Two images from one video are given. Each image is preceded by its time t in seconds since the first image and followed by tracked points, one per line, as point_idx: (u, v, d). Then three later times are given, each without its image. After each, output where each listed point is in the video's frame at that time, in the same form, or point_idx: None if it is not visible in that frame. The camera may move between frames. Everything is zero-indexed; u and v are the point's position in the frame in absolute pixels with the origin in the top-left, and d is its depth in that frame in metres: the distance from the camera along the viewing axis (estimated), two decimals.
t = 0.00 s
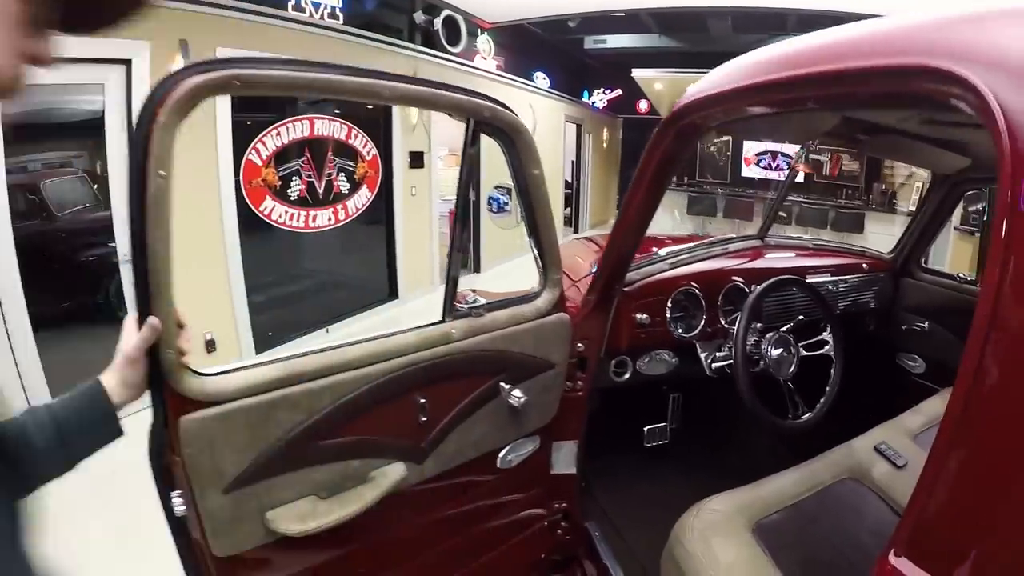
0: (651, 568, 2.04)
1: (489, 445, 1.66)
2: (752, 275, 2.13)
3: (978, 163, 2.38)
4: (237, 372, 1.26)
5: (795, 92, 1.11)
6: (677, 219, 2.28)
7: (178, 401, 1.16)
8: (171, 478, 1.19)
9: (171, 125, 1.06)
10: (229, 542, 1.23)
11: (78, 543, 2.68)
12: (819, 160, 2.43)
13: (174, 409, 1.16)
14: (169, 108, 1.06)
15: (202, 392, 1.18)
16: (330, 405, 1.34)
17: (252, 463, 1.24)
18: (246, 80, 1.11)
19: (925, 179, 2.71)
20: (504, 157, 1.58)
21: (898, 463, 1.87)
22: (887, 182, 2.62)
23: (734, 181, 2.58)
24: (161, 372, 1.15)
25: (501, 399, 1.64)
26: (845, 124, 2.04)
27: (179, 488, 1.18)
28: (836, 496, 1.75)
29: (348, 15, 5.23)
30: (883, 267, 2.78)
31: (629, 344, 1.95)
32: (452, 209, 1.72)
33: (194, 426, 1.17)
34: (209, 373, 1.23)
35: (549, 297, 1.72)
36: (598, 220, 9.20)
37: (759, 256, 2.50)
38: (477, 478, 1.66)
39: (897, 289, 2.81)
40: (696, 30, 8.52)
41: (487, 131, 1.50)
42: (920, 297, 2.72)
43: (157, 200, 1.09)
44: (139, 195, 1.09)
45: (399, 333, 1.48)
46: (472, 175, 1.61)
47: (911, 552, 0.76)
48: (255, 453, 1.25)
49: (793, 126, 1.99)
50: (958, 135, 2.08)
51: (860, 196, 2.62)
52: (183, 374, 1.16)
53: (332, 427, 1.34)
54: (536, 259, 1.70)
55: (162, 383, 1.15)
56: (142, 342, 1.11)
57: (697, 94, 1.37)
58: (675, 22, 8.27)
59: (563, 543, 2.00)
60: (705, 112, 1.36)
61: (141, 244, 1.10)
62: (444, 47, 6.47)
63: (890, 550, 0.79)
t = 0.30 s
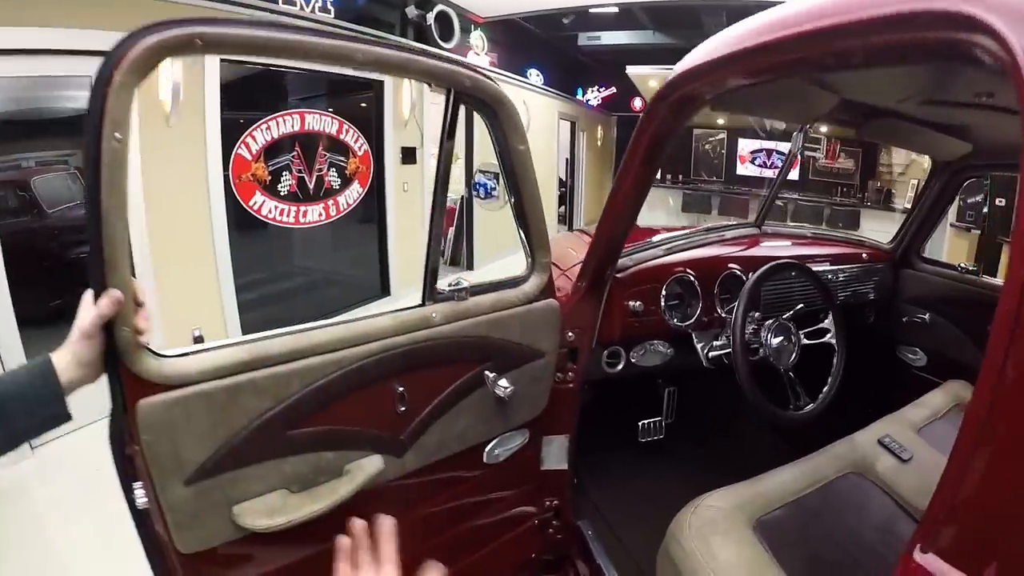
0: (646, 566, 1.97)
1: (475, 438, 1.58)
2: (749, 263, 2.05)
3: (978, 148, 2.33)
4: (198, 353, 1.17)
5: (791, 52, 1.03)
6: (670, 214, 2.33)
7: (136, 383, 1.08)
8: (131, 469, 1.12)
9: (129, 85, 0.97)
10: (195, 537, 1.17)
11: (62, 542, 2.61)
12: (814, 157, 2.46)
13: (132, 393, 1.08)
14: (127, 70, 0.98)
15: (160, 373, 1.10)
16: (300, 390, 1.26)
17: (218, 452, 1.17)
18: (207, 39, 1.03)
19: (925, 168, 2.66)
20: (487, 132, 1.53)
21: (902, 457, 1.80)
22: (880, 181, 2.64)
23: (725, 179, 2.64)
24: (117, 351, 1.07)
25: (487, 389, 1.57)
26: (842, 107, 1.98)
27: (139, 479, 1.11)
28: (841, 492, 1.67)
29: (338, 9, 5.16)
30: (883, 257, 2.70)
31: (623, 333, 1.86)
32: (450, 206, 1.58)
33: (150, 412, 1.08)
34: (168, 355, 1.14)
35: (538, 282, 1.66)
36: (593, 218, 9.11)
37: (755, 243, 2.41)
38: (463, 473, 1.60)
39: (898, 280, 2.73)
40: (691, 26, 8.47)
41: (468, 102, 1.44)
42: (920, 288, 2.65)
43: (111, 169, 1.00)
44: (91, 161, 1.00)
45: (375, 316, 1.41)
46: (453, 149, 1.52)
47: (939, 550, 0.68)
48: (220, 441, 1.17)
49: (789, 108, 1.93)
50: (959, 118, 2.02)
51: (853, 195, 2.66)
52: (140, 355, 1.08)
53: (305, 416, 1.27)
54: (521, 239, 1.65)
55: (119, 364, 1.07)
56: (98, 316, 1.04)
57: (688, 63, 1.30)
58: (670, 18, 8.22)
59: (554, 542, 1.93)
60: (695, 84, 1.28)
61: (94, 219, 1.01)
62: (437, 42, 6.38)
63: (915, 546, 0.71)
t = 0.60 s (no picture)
0: (644, 570, 1.89)
1: (462, 436, 1.51)
2: (751, 254, 1.96)
3: (984, 136, 2.26)
4: (161, 340, 1.11)
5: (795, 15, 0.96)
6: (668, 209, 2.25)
7: (90, 371, 1.01)
8: (92, 465, 1.06)
9: (84, 50, 0.90)
10: (162, 537, 1.11)
11: (53, 542, 2.48)
12: (813, 154, 2.36)
13: (87, 383, 1.01)
14: (82, 35, 0.90)
15: (117, 360, 1.03)
16: (268, 381, 1.20)
17: (182, 448, 1.11)
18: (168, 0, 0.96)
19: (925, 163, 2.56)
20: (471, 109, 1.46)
21: (912, 456, 1.72)
22: (881, 180, 2.52)
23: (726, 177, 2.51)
24: (70, 336, 0.99)
25: (472, 386, 1.50)
26: (844, 91, 1.91)
27: (100, 476, 1.05)
28: (849, 492, 1.59)
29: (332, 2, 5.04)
30: (887, 250, 2.62)
31: (618, 326, 1.78)
32: (442, 205, 1.52)
33: (106, 403, 1.02)
34: (127, 342, 1.06)
35: (528, 271, 1.60)
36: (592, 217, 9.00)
37: (756, 235, 2.33)
38: (451, 472, 1.53)
39: (903, 274, 2.65)
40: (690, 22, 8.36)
41: (451, 78, 1.38)
42: (928, 281, 2.56)
43: (65, 139, 0.93)
44: (41, 130, 0.92)
45: (352, 305, 1.33)
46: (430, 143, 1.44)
47: (976, 559, 0.65)
48: (185, 435, 1.11)
49: (789, 91, 1.85)
50: (964, 103, 1.95)
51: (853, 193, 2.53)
52: (96, 340, 1.00)
53: (274, 408, 1.21)
54: (509, 223, 1.58)
55: (72, 351, 0.99)
56: (49, 298, 0.96)
57: (686, 33, 1.22)
58: (669, 14, 8.13)
59: (548, 546, 1.84)
60: (694, 56, 1.20)
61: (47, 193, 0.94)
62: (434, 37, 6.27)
63: (950, 556, 0.68)
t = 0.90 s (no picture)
0: None
1: (443, 440, 1.43)
2: (750, 251, 1.89)
3: (990, 129, 2.20)
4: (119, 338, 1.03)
5: None
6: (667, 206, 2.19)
7: (41, 370, 0.93)
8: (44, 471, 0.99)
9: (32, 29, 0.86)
10: (123, 548, 1.03)
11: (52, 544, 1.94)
12: (812, 151, 2.28)
13: (38, 384, 0.93)
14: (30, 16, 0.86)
15: (69, 360, 0.96)
16: (231, 383, 1.12)
17: (140, 453, 1.03)
18: None
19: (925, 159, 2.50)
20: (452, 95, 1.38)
21: (919, 461, 1.64)
22: (881, 177, 2.47)
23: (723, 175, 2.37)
24: (18, 332, 0.92)
25: (454, 388, 1.42)
26: (845, 81, 1.83)
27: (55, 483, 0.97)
28: (853, 500, 1.52)
29: None
30: (890, 248, 2.54)
31: (611, 325, 1.70)
32: (438, 204, 1.45)
33: (58, 405, 0.94)
34: (81, 340, 0.99)
35: (513, 266, 1.52)
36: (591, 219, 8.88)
37: (757, 231, 2.25)
38: (437, 476, 1.45)
39: (906, 272, 2.55)
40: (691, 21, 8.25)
41: (428, 58, 1.30)
42: (933, 278, 2.47)
43: (12, 122, 0.87)
44: None
45: (322, 302, 1.26)
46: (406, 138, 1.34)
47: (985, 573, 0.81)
48: (143, 439, 1.03)
49: (789, 80, 1.78)
50: (969, 93, 1.88)
51: (853, 192, 2.47)
52: (47, 338, 0.93)
53: (238, 411, 1.13)
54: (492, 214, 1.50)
55: (22, 349, 0.92)
56: None
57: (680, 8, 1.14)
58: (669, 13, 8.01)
59: (539, 554, 1.76)
60: (691, 31, 1.13)
61: None
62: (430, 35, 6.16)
63: None
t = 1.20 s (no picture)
0: None
1: (419, 449, 1.35)
2: (744, 251, 1.80)
3: (993, 124, 2.13)
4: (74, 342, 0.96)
5: None
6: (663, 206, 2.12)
7: None
8: None
9: None
10: (82, 559, 0.96)
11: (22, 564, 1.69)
12: (811, 151, 2.20)
13: None
14: None
15: (17, 365, 0.90)
16: (186, 392, 1.04)
17: (91, 461, 0.96)
18: None
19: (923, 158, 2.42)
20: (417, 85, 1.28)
21: (920, 471, 1.56)
22: (880, 176, 2.40)
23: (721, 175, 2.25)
24: None
25: (428, 395, 1.34)
26: (844, 73, 1.76)
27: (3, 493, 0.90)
28: (852, 514, 1.43)
29: None
30: (890, 246, 2.44)
31: (596, 329, 1.62)
32: (434, 203, 1.38)
33: (2, 410, 0.88)
34: (31, 346, 0.92)
35: (491, 268, 1.44)
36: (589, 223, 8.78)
37: (751, 230, 2.14)
38: (417, 484, 1.37)
39: (906, 271, 2.46)
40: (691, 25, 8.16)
41: (391, 45, 1.18)
42: (934, 278, 2.37)
43: None
44: None
45: (283, 305, 1.18)
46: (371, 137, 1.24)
47: None
48: (97, 447, 0.96)
49: (785, 72, 1.70)
50: (971, 86, 1.81)
51: (851, 192, 2.38)
52: None
53: (194, 423, 1.06)
54: (468, 213, 1.41)
55: None
56: None
57: None
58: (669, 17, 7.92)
59: (524, 565, 1.69)
60: (678, 15, 1.06)
61: None
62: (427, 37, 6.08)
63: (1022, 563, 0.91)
